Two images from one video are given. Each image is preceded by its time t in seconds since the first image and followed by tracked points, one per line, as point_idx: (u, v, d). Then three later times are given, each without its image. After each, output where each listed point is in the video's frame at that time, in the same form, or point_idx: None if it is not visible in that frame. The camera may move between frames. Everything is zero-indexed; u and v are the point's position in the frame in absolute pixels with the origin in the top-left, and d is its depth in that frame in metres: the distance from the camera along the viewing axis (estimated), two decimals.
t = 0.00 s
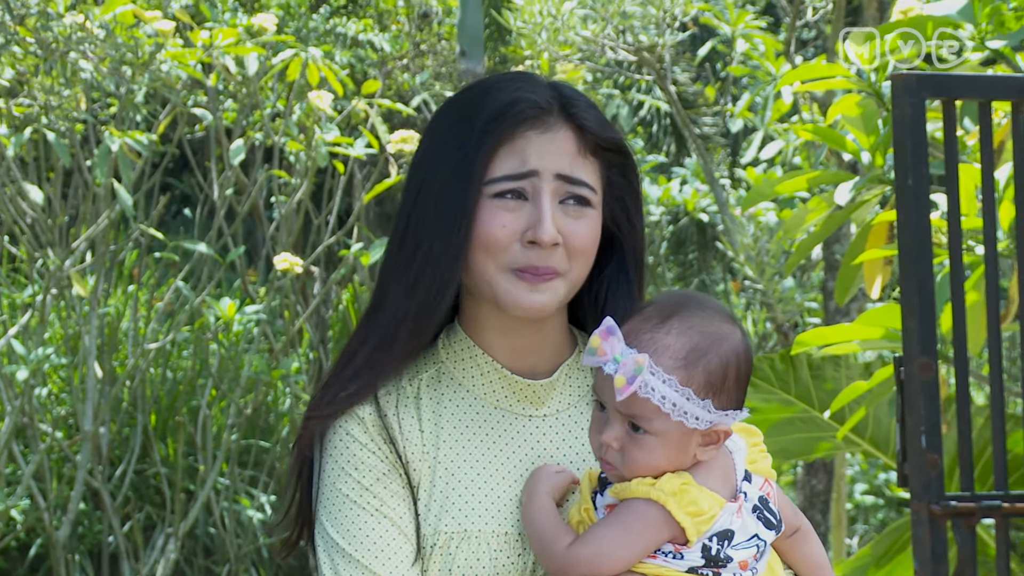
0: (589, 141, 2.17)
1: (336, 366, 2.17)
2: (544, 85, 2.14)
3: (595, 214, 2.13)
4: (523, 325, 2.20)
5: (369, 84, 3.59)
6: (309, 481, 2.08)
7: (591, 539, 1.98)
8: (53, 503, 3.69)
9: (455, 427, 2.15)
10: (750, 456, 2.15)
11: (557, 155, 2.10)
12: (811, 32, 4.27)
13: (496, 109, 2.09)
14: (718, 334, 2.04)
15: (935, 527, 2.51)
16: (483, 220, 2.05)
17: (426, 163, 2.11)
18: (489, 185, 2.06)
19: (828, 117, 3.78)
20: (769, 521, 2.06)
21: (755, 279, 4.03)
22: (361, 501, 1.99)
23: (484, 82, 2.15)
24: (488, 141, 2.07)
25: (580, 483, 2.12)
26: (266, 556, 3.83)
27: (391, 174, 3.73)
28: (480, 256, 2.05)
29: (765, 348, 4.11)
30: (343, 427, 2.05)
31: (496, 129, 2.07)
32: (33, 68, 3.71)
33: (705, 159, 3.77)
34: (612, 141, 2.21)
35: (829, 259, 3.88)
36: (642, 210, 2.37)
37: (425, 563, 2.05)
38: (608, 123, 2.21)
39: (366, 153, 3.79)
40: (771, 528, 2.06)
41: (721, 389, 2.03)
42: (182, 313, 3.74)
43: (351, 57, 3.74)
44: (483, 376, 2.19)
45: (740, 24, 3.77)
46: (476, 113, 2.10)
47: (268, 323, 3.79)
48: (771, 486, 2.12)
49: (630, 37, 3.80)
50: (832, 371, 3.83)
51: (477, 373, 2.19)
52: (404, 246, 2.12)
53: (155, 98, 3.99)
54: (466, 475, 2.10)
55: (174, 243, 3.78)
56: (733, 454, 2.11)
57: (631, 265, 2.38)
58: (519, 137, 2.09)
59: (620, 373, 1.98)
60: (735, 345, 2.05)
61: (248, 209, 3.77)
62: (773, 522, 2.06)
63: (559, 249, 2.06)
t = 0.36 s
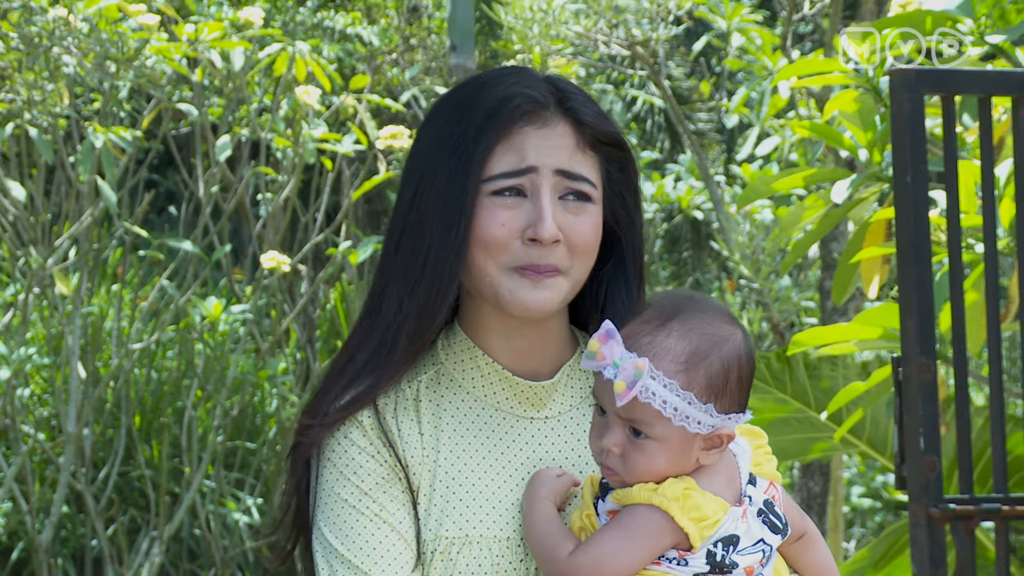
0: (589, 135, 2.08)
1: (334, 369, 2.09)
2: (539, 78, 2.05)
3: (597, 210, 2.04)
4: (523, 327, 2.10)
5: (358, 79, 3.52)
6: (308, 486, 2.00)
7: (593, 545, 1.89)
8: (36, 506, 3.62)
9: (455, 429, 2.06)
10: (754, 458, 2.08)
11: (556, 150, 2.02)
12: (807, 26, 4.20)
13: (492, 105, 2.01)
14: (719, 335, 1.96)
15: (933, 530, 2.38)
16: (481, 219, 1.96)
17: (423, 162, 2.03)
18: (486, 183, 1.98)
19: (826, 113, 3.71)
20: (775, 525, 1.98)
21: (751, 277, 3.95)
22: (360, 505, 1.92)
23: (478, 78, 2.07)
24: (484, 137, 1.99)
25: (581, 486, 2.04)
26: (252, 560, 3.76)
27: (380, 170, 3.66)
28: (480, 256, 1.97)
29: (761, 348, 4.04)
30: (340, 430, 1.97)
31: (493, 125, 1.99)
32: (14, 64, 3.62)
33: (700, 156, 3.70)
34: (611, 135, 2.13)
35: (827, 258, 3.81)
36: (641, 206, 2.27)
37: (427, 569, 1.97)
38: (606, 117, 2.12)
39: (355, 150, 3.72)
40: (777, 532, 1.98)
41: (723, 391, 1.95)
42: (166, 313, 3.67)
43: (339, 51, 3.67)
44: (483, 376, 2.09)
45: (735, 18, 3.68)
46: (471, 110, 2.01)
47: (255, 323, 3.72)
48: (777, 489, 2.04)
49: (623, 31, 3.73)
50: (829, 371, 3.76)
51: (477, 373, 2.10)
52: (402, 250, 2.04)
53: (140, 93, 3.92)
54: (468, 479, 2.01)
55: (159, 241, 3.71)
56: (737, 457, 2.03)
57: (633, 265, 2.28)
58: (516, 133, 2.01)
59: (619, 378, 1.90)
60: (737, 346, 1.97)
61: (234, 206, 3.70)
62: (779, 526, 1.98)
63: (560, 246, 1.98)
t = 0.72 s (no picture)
0: (572, 134, 2.05)
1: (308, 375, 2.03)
2: (525, 77, 2.00)
3: (582, 209, 2.02)
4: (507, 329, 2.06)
5: (336, 72, 3.45)
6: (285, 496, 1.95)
7: (583, 549, 1.86)
8: (9, 508, 3.55)
9: (434, 432, 2.02)
10: (743, 459, 2.05)
11: (544, 150, 1.98)
12: (795, 19, 4.13)
13: (480, 104, 1.94)
14: (713, 336, 1.94)
15: (923, 532, 2.24)
16: (471, 221, 1.92)
17: (407, 163, 1.97)
18: (477, 185, 1.92)
19: (814, 107, 3.64)
20: (766, 527, 1.96)
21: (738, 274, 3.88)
22: (340, 512, 1.88)
23: (462, 76, 2.00)
24: (473, 139, 1.93)
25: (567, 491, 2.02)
26: (230, 563, 3.69)
27: (360, 166, 3.59)
28: (469, 258, 1.92)
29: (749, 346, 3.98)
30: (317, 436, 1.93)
31: (483, 126, 1.93)
32: None
33: (685, 151, 3.63)
34: (592, 132, 2.09)
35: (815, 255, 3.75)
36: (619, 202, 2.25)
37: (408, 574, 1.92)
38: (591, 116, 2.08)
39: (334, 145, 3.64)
40: (769, 534, 1.95)
41: (718, 393, 1.93)
42: (142, 311, 3.61)
43: (317, 45, 3.61)
44: (460, 378, 2.05)
45: (721, 10, 3.61)
46: (457, 111, 1.95)
47: (232, 321, 3.66)
48: (766, 490, 2.02)
49: (607, 24, 3.66)
50: (817, 370, 3.69)
51: (453, 374, 2.05)
52: (386, 254, 1.98)
53: (116, 87, 3.85)
54: (448, 483, 1.97)
55: (135, 237, 3.64)
56: (727, 459, 2.01)
57: (610, 261, 2.25)
58: (505, 133, 1.95)
59: (613, 380, 1.87)
60: (730, 347, 1.95)
61: (212, 202, 3.63)
62: (770, 529, 1.95)
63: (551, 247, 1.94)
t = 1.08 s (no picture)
0: (549, 111, 2.00)
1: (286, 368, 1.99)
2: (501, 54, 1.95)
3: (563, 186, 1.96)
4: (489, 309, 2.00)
5: (336, 66, 3.45)
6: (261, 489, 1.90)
7: (567, 536, 1.82)
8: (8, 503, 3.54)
9: (412, 418, 1.97)
10: (721, 450, 2.05)
11: (524, 125, 1.92)
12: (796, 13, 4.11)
13: (458, 77, 1.89)
14: (696, 318, 1.91)
15: (925, 527, 2.31)
16: (453, 195, 1.85)
17: (386, 145, 1.90)
18: (457, 159, 1.86)
19: (815, 102, 3.63)
20: (745, 517, 1.93)
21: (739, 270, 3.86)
22: (318, 496, 1.84)
23: (440, 55, 1.94)
24: (454, 115, 1.87)
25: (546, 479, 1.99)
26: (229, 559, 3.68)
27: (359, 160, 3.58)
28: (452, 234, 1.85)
29: (749, 342, 3.96)
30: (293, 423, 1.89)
31: (462, 101, 1.87)
32: None
33: (686, 146, 3.61)
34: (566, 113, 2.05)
35: (816, 249, 3.73)
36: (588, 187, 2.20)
37: (387, 562, 1.86)
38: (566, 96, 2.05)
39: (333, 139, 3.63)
40: (748, 524, 1.93)
41: (700, 376, 1.91)
42: (141, 306, 3.60)
43: (317, 39, 3.61)
44: (436, 364, 2.01)
45: (721, 4, 3.59)
46: (435, 88, 1.89)
47: (231, 316, 3.64)
48: (743, 480, 2.01)
49: (607, 19, 3.64)
50: (819, 366, 3.67)
51: (430, 361, 2.01)
52: (369, 236, 1.91)
53: (114, 81, 3.84)
54: (427, 468, 1.92)
55: (133, 232, 3.63)
56: (705, 448, 2.00)
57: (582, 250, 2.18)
58: (484, 108, 1.90)
59: (597, 360, 1.83)
60: (713, 328, 1.92)
61: (211, 197, 3.63)
62: (749, 518, 1.93)
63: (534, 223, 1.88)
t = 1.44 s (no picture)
0: (528, 96, 2.02)
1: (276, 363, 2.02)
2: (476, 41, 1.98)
3: (544, 171, 1.98)
4: (477, 300, 2.02)
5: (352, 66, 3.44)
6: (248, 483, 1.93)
7: (562, 529, 1.83)
8: (23, 503, 3.54)
9: (402, 408, 1.98)
10: (714, 446, 2.05)
11: (501, 110, 1.95)
12: (814, 12, 4.10)
13: (430, 64, 1.92)
14: (703, 319, 1.91)
15: (942, 528, 2.39)
16: (432, 183, 1.87)
17: (364, 138, 1.94)
18: (433, 147, 1.89)
19: (833, 101, 3.61)
20: (738, 514, 1.94)
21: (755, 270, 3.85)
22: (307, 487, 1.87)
23: (415, 47, 1.98)
24: (428, 102, 1.89)
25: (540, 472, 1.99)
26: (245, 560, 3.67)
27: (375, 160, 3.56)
28: (432, 222, 1.87)
29: (765, 342, 3.94)
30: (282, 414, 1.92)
31: (434, 88, 1.90)
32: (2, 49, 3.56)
33: (703, 145, 3.60)
34: (545, 97, 2.07)
35: (833, 249, 3.72)
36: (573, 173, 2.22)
37: (377, 552, 1.88)
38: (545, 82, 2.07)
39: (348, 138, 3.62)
40: (741, 522, 1.94)
41: (703, 377, 1.91)
42: (157, 306, 3.59)
43: (332, 37, 3.60)
44: (426, 354, 2.02)
45: (739, 3, 3.58)
46: (409, 77, 1.92)
47: (247, 316, 3.63)
48: (736, 477, 2.01)
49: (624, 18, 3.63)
50: (836, 367, 3.63)
51: (420, 351, 2.02)
52: (354, 229, 1.94)
53: (129, 81, 3.83)
54: (417, 458, 1.93)
55: (149, 232, 3.62)
56: (701, 446, 2.00)
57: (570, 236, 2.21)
58: (459, 95, 1.92)
59: (603, 359, 1.83)
60: (719, 331, 1.92)
61: (227, 196, 3.62)
62: (742, 516, 1.94)
63: (515, 208, 1.90)
